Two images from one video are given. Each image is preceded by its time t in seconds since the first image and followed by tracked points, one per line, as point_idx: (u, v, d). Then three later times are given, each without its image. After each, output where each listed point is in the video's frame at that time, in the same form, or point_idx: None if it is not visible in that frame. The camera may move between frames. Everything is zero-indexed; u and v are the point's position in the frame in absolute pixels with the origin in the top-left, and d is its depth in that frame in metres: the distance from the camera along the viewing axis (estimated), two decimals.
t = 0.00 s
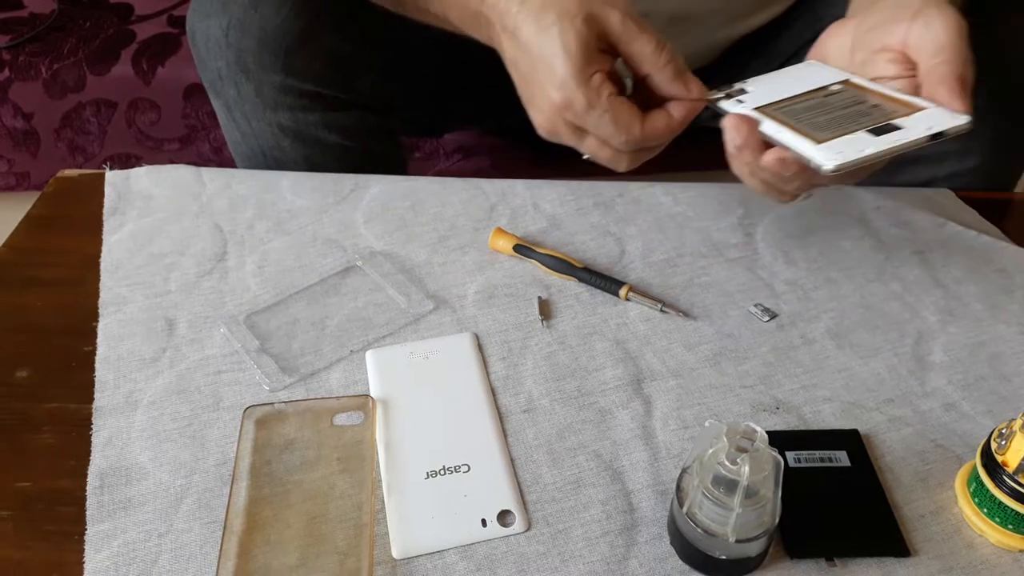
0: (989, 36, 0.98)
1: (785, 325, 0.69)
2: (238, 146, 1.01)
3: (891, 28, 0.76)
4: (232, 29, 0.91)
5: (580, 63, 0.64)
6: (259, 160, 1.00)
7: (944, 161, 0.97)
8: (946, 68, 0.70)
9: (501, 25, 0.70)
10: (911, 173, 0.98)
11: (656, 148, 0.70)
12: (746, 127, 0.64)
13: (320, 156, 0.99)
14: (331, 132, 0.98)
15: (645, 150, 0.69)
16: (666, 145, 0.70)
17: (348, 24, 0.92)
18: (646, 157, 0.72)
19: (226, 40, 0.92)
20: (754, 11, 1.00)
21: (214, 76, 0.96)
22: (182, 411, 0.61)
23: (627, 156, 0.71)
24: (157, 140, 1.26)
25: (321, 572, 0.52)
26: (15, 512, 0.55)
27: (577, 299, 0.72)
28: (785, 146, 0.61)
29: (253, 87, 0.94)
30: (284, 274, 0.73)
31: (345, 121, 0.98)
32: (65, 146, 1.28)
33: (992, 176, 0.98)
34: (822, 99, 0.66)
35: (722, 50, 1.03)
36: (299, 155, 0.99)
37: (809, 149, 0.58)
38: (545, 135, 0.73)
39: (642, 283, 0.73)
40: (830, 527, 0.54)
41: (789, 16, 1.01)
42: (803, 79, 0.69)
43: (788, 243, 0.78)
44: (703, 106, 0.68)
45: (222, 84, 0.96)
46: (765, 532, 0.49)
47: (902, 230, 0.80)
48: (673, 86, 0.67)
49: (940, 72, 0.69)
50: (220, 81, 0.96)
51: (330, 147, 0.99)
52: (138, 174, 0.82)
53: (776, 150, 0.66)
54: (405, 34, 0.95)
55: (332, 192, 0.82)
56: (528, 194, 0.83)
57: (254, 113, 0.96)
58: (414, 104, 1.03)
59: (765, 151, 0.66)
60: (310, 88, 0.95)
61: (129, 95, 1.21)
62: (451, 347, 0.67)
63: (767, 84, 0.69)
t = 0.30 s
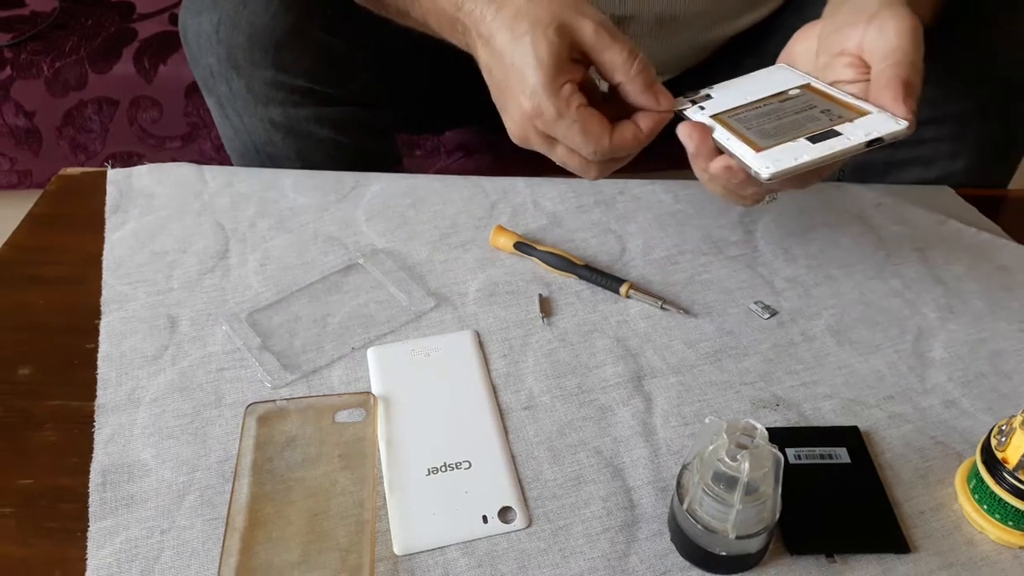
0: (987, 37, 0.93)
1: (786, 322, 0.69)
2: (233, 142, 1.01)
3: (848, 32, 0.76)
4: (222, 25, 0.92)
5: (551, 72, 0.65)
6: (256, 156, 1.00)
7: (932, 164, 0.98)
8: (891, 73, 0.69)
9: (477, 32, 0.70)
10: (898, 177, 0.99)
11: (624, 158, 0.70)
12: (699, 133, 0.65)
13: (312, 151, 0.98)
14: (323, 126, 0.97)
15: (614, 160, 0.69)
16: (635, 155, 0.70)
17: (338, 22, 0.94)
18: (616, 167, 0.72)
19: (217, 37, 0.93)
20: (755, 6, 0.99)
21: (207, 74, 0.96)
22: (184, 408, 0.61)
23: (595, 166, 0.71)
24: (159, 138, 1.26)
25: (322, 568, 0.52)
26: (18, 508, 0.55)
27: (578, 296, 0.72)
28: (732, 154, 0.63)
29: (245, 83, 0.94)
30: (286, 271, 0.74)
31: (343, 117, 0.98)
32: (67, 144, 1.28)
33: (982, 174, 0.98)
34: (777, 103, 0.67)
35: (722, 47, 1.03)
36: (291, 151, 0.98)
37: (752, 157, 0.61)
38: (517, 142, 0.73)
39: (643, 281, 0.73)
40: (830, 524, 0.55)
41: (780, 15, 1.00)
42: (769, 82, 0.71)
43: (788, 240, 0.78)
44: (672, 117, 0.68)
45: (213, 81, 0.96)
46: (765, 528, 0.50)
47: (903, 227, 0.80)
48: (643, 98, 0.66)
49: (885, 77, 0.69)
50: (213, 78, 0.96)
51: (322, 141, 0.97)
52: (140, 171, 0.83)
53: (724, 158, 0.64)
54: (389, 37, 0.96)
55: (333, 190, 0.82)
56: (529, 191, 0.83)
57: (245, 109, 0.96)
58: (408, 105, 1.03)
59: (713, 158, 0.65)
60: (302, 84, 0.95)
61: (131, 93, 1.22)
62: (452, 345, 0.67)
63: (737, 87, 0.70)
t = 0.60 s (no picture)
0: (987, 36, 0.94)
1: (784, 320, 0.69)
2: (231, 141, 1.01)
3: (837, 25, 0.76)
4: (221, 24, 0.92)
5: (556, 75, 0.65)
6: (255, 156, 1.00)
7: (931, 162, 0.98)
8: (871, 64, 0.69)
9: (478, 33, 0.70)
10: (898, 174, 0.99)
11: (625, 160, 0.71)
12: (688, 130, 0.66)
13: (312, 150, 0.97)
14: (323, 125, 0.97)
15: (615, 162, 0.70)
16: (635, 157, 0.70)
17: (336, 21, 0.94)
18: (615, 168, 0.72)
19: (216, 36, 0.93)
20: (754, 5, 0.99)
21: (206, 73, 0.96)
22: (183, 408, 0.61)
23: (596, 168, 0.71)
24: (157, 137, 1.26)
25: (321, 567, 0.52)
26: (17, 508, 0.55)
27: (576, 295, 0.72)
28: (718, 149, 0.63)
29: (245, 83, 0.94)
30: (285, 270, 0.74)
31: (342, 116, 0.98)
32: (66, 145, 1.28)
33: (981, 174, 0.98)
34: (766, 99, 0.67)
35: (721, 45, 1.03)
36: (291, 150, 0.98)
37: (733, 150, 0.61)
38: (517, 142, 0.73)
39: (641, 279, 0.73)
40: (829, 522, 0.55)
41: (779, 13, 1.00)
42: (761, 79, 0.71)
43: (787, 238, 0.78)
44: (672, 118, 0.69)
45: (213, 81, 0.96)
46: (763, 526, 0.50)
47: (901, 225, 0.80)
48: (646, 100, 0.67)
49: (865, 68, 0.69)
50: (212, 77, 0.96)
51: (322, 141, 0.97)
52: (139, 171, 0.83)
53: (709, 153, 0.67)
54: (391, 37, 0.97)
55: (332, 189, 0.82)
56: (527, 190, 0.83)
57: (244, 108, 0.96)
58: (409, 104, 1.04)
59: (701, 154, 0.67)
60: (301, 84, 0.95)
61: (129, 92, 1.22)
62: (451, 345, 0.67)
63: (731, 84, 0.70)
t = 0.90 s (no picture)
0: (986, 36, 0.95)
1: (783, 318, 0.70)
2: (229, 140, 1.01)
3: (840, 31, 0.76)
4: (221, 23, 0.92)
5: (561, 79, 0.65)
6: (254, 154, 1.00)
7: (933, 160, 0.97)
8: (879, 68, 0.69)
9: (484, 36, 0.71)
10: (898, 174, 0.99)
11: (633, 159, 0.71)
12: (693, 131, 0.66)
13: (311, 149, 0.98)
14: (322, 124, 0.97)
15: (622, 163, 0.70)
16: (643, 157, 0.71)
17: (337, 21, 0.94)
18: (624, 168, 0.73)
19: (216, 35, 0.93)
20: (755, 4, 0.99)
21: (206, 72, 0.96)
22: (182, 406, 0.61)
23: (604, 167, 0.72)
24: (156, 136, 1.26)
25: (320, 565, 0.52)
26: (16, 507, 0.55)
27: (575, 294, 0.72)
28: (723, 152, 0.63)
29: (245, 82, 0.94)
30: (284, 269, 0.74)
31: (341, 115, 0.98)
32: (64, 143, 1.28)
33: (980, 174, 0.98)
34: (771, 101, 0.67)
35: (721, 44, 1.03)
36: (292, 149, 0.98)
37: (740, 154, 0.61)
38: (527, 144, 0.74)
39: (640, 278, 0.73)
40: (827, 520, 0.55)
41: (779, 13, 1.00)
42: (764, 82, 0.71)
43: (786, 236, 0.78)
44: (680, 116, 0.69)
45: (212, 79, 0.96)
46: (762, 524, 0.50)
47: (899, 224, 0.80)
48: (652, 100, 0.67)
49: (873, 72, 0.69)
50: (211, 76, 0.96)
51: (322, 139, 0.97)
52: (138, 170, 0.83)
53: (715, 155, 0.66)
54: (392, 37, 0.97)
55: (331, 188, 0.82)
56: (526, 189, 0.83)
57: (244, 106, 0.96)
58: (410, 104, 1.04)
59: (706, 156, 0.66)
60: (301, 82, 0.95)
61: (128, 91, 1.21)
62: (450, 343, 0.67)
63: (735, 87, 0.70)
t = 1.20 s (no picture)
0: (981, 34, 0.95)
1: (784, 315, 0.69)
2: (229, 136, 1.00)
3: (838, 29, 0.76)
4: (222, 19, 0.92)
5: (568, 59, 0.66)
6: (253, 151, 1.00)
7: (935, 156, 0.98)
8: (880, 65, 0.69)
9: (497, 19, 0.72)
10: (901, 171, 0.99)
11: (632, 150, 0.70)
12: (694, 134, 0.65)
13: (312, 145, 0.98)
14: (322, 120, 0.97)
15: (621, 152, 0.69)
16: (643, 148, 0.69)
17: (337, 18, 0.94)
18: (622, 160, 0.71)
19: (216, 31, 0.92)
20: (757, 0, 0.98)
21: (205, 68, 0.96)
22: (183, 403, 0.61)
23: (603, 155, 0.71)
24: (157, 133, 1.26)
25: (321, 561, 0.52)
26: (17, 503, 0.56)
27: (576, 290, 0.72)
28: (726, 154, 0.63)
29: (244, 78, 0.94)
30: (285, 265, 0.74)
31: (340, 112, 0.98)
32: (65, 140, 1.28)
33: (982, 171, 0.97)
34: (772, 102, 0.67)
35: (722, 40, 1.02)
36: (291, 146, 0.98)
37: (743, 156, 0.61)
38: (527, 130, 0.74)
39: (641, 274, 0.73)
40: (828, 517, 0.55)
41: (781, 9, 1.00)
42: (767, 81, 0.71)
43: (787, 233, 0.78)
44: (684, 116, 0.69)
45: (213, 76, 0.95)
46: (763, 520, 0.50)
47: (901, 220, 0.80)
48: (658, 96, 0.67)
49: (873, 70, 0.68)
50: (211, 72, 0.95)
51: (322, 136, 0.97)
52: (138, 167, 0.82)
53: (718, 158, 0.64)
54: (391, 31, 0.97)
55: (331, 184, 0.82)
56: (527, 185, 0.83)
57: (244, 103, 0.95)
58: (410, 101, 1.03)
59: (709, 158, 0.66)
60: (300, 78, 0.95)
61: (128, 88, 1.21)
62: (451, 340, 0.67)
63: (736, 87, 0.70)
